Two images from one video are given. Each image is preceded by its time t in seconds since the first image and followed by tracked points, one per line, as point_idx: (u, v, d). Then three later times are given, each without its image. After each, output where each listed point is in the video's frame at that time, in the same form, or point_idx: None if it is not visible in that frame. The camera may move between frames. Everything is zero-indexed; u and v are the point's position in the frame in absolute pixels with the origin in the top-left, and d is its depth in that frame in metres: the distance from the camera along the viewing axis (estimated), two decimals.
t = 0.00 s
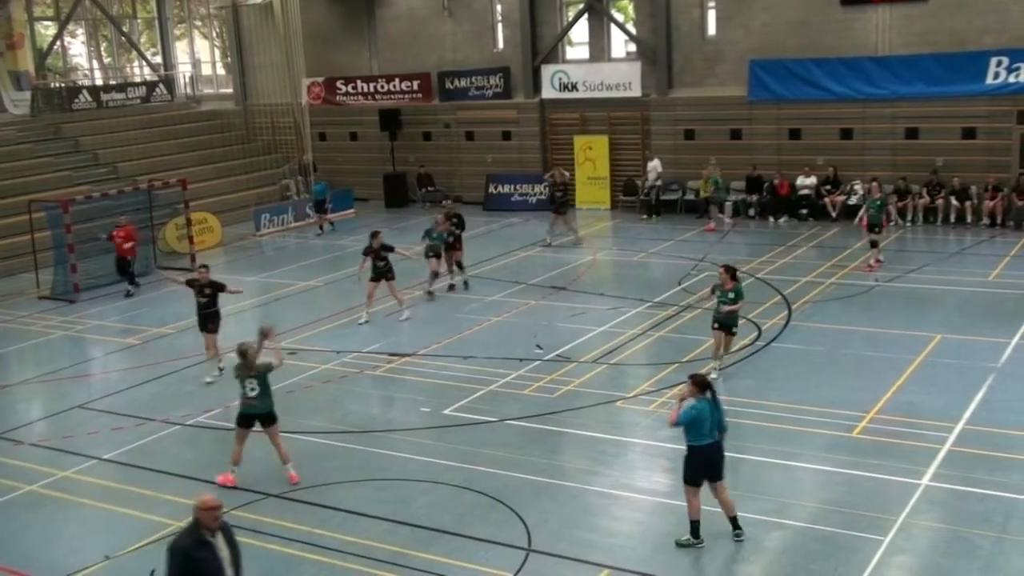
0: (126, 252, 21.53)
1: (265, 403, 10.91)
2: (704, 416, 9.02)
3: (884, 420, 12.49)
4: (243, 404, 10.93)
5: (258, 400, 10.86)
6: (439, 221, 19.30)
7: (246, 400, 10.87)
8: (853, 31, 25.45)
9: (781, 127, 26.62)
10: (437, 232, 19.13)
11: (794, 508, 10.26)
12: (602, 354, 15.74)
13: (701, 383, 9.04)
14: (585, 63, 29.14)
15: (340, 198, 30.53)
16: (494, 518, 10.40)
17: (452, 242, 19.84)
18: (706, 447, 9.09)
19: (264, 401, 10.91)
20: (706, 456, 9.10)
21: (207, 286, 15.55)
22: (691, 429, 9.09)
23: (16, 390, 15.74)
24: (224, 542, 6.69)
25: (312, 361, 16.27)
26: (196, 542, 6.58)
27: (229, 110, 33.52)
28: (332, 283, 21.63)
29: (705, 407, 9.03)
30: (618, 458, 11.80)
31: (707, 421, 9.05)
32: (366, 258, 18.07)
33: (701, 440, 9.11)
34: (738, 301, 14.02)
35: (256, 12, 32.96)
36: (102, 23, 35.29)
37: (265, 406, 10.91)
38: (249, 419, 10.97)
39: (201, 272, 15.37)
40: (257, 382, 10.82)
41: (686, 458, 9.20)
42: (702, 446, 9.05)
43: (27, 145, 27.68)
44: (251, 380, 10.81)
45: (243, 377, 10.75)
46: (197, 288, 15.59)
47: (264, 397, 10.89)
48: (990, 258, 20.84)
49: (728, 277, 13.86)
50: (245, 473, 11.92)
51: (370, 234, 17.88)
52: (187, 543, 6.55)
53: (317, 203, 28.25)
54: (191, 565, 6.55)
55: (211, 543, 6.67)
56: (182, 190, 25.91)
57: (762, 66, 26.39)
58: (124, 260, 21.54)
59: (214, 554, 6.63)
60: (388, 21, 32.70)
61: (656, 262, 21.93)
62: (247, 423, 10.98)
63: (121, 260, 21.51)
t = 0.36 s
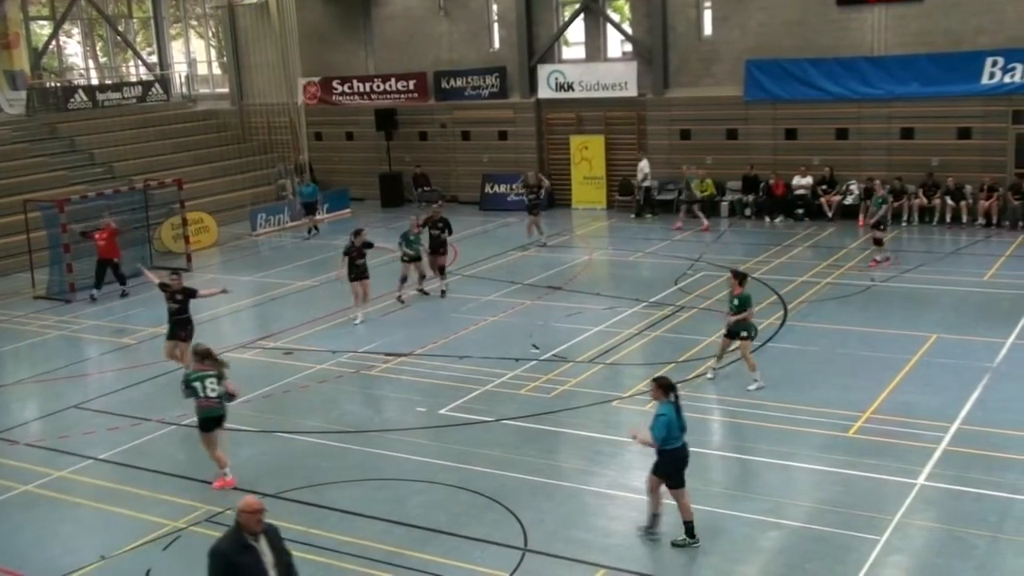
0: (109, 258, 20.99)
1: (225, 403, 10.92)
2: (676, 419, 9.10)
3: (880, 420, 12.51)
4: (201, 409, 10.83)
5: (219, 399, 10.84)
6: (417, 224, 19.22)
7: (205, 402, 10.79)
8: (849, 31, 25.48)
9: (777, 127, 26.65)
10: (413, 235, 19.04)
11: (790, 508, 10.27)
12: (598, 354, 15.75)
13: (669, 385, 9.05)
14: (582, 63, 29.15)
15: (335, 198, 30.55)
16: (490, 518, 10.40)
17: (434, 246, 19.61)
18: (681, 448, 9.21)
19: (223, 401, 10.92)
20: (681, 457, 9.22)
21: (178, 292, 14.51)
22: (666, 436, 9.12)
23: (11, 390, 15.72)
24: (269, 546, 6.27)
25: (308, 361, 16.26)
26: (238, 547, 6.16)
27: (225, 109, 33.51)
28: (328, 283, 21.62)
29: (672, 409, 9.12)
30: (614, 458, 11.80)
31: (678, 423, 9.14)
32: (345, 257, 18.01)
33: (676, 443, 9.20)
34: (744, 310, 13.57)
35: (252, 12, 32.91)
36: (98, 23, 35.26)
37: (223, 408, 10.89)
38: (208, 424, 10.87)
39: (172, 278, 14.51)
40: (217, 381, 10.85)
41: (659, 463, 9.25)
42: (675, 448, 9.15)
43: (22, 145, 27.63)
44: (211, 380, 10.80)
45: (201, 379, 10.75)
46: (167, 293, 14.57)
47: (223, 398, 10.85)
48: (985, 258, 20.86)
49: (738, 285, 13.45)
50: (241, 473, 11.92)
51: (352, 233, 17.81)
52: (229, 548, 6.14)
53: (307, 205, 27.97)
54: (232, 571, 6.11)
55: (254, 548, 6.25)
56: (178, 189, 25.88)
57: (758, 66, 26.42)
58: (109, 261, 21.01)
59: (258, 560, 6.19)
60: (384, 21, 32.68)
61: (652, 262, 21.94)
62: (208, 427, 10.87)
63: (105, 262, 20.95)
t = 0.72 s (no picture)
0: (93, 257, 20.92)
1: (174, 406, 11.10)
2: (639, 415, 9.11)
3: (875, 420, 12.52)
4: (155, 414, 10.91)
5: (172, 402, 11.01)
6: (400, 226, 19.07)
7: (160, 407, 10.89)
8: (844, 31, 25.51)
9: (773, 127, 26.67)
10: (397, 237, 18.88)
11: (786, 508, 10.28)
12: (594, 354, 15.75)
13: (632, 381, 9.05)
14: (578, 63, 29.15)
15: (331, 198, 30.54)
16: (486, 518, 10.40)
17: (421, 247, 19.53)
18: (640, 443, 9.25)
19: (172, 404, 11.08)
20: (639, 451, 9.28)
21: (145, 302, 14.18)
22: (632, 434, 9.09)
23: (7, 390, 15.70)
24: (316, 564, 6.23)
25: (304, 361, 16.25)
26: (285, 567, 6.10)
27: (221, 109, 33.52)
28: (324, 283, 21.60)
29: (633, 405, 9.13)
30: (610, 458, 11.79)
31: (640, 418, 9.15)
32: (330, 255, 18.00)
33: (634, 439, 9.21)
34: (750, 310, 13.31)
35: (248, 12, 32.89)
36: (93, 23, 35.20)
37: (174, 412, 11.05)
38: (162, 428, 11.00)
39: (140, 290, 13.99)
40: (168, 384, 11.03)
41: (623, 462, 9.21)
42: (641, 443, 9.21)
43: (18, 145, 27.58)
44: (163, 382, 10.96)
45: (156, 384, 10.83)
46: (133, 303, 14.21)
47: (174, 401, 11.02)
48: (980, 258, 20.89)
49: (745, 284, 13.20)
50: (236, 473, 11.91)
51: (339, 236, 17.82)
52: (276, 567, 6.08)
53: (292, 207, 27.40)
54: None
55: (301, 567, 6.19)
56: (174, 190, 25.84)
57: (754, 66, 26.44)
58: (94, 260, 20.91)
59: None
60: (380, 21, 32.66)
61: (648, 262, 21.94)
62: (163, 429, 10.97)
63: (89, 262, 20.88)
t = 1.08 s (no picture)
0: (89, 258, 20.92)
1: (128, 409, 11.40)
2: (604, 414, 9.12)
3: (872, 420, 12.53)
4: (107, 414, 11.26)
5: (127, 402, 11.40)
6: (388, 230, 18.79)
7: (113, 408, 11.25)
8: (841, 31, 25.54)
9: (770, 127, 26.70)
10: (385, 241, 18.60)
11: (783, 507, 10.29)
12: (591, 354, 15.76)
13: (599, 379, 9.07)
14: (575, 63, 29.16)
15: (328, 198, 30.54)
16: (483, 518, 10.41)
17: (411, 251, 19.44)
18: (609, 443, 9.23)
19: (126, 407, 11.37)
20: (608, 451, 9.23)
21: (125, 304, 14.45)
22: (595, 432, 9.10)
23: (3, 390, 15.68)
24: None
25: (301, 360, 16.25)
26: None
27: (218, 109, 33.52)
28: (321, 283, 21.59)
29: (600, 404, 9.14)
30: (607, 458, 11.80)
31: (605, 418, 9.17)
32: (315, 258, 17.86)
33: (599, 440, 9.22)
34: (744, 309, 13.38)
35: (245, 12, 32.88)
36: (90, 22, 35.18)
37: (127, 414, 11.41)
38: (112, 428, 11.34)
39: (119, 292, 14.24)
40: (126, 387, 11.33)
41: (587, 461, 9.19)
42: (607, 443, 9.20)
43: (14, 145, 27.55)
44: (121, 385, 11.27)
45: (114, 384, 11.19)
46: (113, 306, 14.46)
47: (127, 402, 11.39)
48: (977, 258, 20.91)
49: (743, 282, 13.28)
50: (233, 473, 11.91)
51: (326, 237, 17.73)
52: None
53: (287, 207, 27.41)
54: None
55: None
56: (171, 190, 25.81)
57: (751, 66, 26.46)
58: (88, 262, 20.99)
59: None
60: (376, 21, 32.66)
61: (645, 262, 21.95)
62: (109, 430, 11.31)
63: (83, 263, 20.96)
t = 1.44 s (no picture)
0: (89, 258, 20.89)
1: (106, 395, 12.34)
2: (563, 412, 9.33)
3: (869, 420, 12.54)
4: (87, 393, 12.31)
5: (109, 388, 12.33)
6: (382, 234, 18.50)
7: (91, 388, 12.28)
8: (838, 32, 25.57)
9: (767, 127, 26.71)
10: (376, 245, 18.30)
11: (780, 508, 10.30)
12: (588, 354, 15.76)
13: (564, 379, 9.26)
14: (572, 63, 29.17)
15: (326, 198, 30.55)
16: (480, 518, 10.41)
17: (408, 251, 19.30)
18: (568, 441, 9.41)
19: (105, 392, 12.33)
20: (566, 450, 9.42)
21: (123, 309, 14.42)
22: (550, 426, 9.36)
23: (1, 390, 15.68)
24: None
25: (299, 360, 16.25)
26: None
27: (215, 109, 33.52)
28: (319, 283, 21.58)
29: (563, 402, 9.34)
30: (604, 458, 11.80)
31: (566, 416, 9.38)
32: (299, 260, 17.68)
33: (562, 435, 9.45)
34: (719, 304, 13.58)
35: (242, 12, 32.90)
36: (87, 22, 35.20)
37: (105, 399, 12.34)
38: (89, 408, 12.34)
39: (116, 297, 14.19)
40: (107, 373, 12.31)
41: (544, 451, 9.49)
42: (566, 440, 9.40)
43: (11, 144, 27.56)
44: (103, 369, 12.28)
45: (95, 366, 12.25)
46: (111, 312, 14.44)
47: (107, 388, 12.34)
48: (975, 259, 20.93)
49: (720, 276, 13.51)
50: (231, 473, 11.91)
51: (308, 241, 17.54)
52: None
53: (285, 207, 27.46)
54: None
55: None
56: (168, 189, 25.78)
57: (748, 66, 26.49)
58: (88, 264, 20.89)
59: None
60: (374, 21, 32.65)
61: (643, 262, 21.95)
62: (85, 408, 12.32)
63: (83, 265, 20.86)
